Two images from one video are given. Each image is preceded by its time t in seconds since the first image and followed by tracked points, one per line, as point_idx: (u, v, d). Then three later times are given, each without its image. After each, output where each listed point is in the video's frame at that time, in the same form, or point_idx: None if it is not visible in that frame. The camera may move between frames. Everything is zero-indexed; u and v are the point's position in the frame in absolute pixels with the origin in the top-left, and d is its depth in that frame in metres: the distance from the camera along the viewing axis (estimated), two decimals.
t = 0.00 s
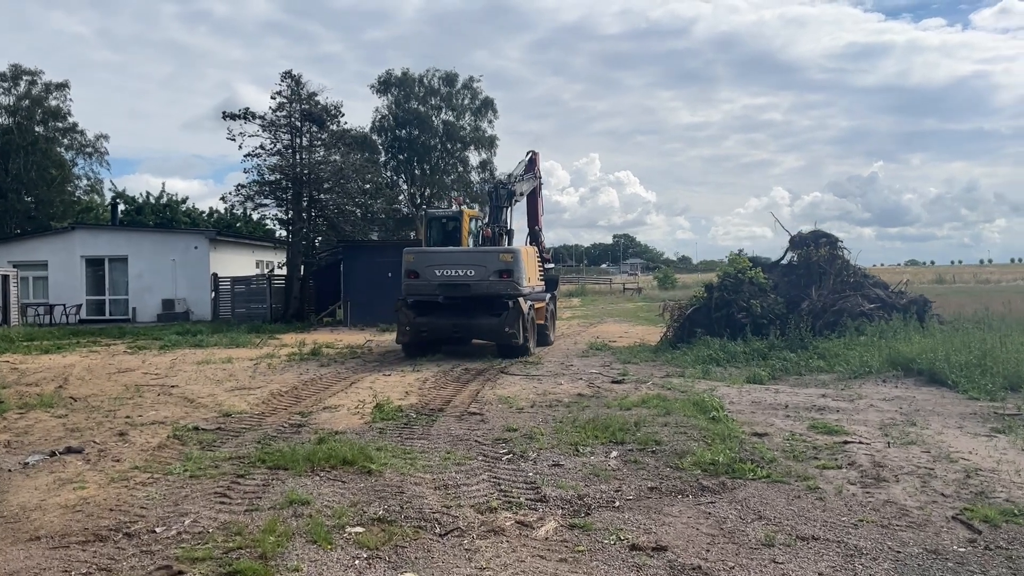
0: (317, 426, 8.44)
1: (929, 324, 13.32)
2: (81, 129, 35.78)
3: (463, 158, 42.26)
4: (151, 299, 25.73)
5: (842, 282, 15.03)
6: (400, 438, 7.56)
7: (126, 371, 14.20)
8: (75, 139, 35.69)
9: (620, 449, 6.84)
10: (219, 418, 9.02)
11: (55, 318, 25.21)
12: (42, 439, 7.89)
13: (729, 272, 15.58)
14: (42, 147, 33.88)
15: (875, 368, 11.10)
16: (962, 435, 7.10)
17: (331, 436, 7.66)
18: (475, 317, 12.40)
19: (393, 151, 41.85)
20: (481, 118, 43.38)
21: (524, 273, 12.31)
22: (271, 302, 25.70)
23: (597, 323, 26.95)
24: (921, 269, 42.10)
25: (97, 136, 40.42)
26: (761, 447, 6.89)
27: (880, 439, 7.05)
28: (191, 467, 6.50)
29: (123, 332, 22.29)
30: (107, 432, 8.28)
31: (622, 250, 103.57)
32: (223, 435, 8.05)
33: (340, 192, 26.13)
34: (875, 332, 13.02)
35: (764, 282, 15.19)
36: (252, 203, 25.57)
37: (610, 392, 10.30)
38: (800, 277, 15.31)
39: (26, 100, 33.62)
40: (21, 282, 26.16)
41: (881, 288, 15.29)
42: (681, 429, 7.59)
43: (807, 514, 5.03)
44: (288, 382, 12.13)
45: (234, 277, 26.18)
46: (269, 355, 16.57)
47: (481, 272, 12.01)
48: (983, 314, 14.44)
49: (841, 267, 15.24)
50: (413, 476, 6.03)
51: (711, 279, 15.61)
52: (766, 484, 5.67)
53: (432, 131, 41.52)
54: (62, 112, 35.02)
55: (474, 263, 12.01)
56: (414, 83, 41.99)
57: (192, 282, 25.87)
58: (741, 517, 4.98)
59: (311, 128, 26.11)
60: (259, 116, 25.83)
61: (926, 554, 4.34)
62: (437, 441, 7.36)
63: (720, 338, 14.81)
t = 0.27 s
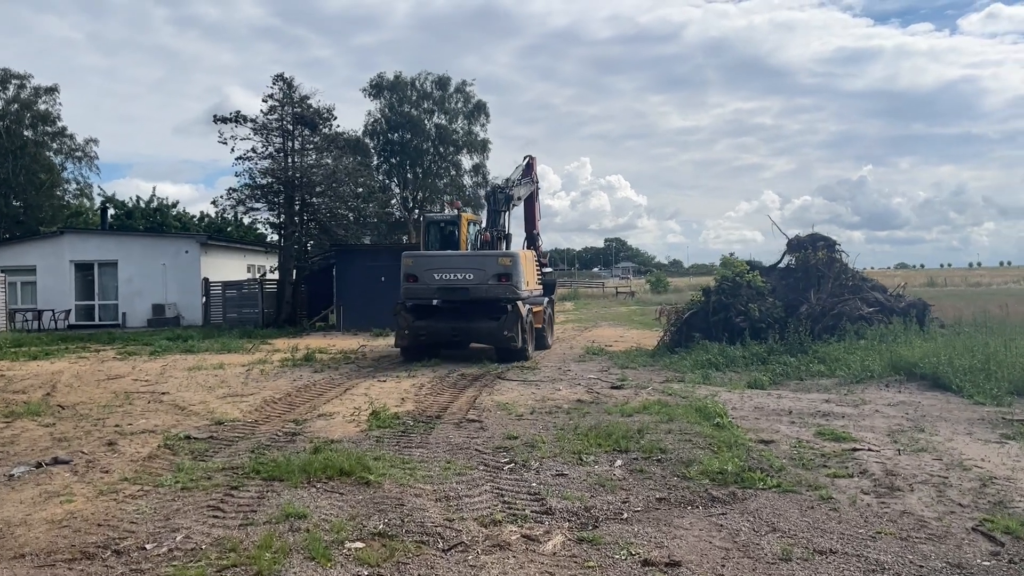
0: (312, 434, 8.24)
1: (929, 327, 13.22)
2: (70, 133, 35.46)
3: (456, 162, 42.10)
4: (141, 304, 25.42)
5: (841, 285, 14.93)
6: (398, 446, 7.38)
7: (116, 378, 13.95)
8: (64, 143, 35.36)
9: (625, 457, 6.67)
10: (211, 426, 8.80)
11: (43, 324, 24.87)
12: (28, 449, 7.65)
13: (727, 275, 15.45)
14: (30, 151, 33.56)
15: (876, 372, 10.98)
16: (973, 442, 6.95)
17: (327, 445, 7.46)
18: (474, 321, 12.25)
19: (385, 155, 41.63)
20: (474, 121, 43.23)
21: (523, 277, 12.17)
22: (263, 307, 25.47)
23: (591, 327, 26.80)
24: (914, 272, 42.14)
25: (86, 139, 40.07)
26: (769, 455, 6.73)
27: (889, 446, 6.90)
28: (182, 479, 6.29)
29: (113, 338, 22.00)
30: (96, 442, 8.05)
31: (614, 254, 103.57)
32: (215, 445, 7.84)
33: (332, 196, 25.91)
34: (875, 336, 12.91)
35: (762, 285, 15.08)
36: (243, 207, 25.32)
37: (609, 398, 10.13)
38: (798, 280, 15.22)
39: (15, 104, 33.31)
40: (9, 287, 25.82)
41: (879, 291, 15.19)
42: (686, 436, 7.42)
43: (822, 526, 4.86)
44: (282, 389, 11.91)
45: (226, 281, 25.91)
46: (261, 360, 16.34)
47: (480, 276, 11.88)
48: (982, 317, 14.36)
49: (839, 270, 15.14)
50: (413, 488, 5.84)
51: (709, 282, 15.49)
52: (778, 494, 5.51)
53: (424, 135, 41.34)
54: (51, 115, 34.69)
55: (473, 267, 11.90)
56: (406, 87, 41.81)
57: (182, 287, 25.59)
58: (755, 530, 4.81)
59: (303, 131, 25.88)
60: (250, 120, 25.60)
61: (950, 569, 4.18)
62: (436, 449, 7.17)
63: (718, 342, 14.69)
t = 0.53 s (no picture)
0: (308, 442, 8.05)
1: (930, 331, 13.14)
2: (61, 136, 35.16)
3: (450, 164, 42.03)
4: (132, 308, 25.15)
5: (841, 288, 14.84)
6: (397, 456, 7.20)
7: (106, 384, 13.71)
8: (54, 146, 35.05)
9: (631, 467, 6.50)
10: (204, 434, 8.60)
11: (33, 328, 24.55)
12: (15, 459, 7.44)
13: (726, 278, 15.35)
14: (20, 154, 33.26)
15: (879, 377, 10.88)
16: (985, 449, 6.81)
17: (324, 454, 7.28)
18: (474, 324, 12.12)
19: (379, 158, 41.43)
20: (468, 124, 43.09)
21: (523, 280, 12.05)
22: (256, 311, 25.31)
23: (587, 331, 26.67)
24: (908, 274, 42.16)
25: (77, 142, 39.74)
26: (778, 463, 6.58)
27: (899, 453, 6.76)
28: (175, 491, 6.09)
29: (103, 342, 21.73)
30: (86, 452, 7.84)
31: (607, 257, 103.54)
32: (209, 454, 7.64)
33: (326, 199, 25.70)
34: (876, 339, 12.83)
35: (761, 288, 14.98)
36: (235, 211, 25.09)
37: (610, 404, 9.98)
38: (797, 284, 15.15)
39: (5, 106, 33.02)
40: None
41: (880, 294, 15.11)
42: (692, 444, 7.28)
43: (840, 539, 4.70)
44: (276, 395, 11.71)
45: (218, 285, 25.68)
46: (254, 365, 16.13)
47: (480, 279, 11.76)
48: (982, 321, 14.29)
49: (839, 273, 15.03)
50: (415, 499, 5.66)
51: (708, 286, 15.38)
52: (791, 506, 5.35)
53: (418, 138, 41.17)
54: (41, 118, 34.39)
55: (473, 270, 11.80)
56: (400, 89, 41.62)
57: (174, 291, 25.33)
58: (772, 543, 4.65)
59: (296, 134, 25.67)
60: (243, 122, 25.38)
61: None
62: (436, 458, 7.00)
63: (717, 345, 14.59)
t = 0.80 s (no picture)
0: (308, 446, 7.86)
1: (933, 331, 13.05)
2: (51, 137, 34.85)
3: (444, 166, 41.83)
4: (124, 310, 24.86)
5: (842, 289, 14.74)
6: (400, 459, 7.02)
7: (99, 387, 13.47)
8: (44, 147, 34.72)
9: (641, 470, 6.34)
10: (201, 438, 8.41)
11: (23, 331, 24.22)
12: (6, 464, 7.22)
13: (727, 279, 15.24)
14: (10, 155, 32.91)
15: (885, 378, 10.76)
16: (1002, 451, 6.68)
17: (325, 458, 7.10)
18: (475, 325, 12.05)
19: (373, 159, 41.21)
20: (462, 125, 42.93)
21: (523, 281, 11.97)
22: (249, 313, 25.15)
23: (584, 332, 26.53)
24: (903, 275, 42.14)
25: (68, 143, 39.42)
26: (791, 466, 6.42)
27: (914, 456, 6.62)
28: (173, 496, 5.91)
29: (95, 345, 21.46)
30: (79, 456, 7.63)
31: (600, 258, 103.44)
32: (207, 458, 7.44)
33: (320, 200, 25.49)
34: (879, 340, 12.72)
35: (762, 289, 14.88)
36: (229, 212, 24.86)
37: (614, 406, 9.83)
38: (798, 284, 15.06)
39: None
40: None
41: (881, 295, 15.01)
42: (702, 446, 7.12)
43: (864, 545, 4.55)
44: (273, 397, 11.51)
45: (212, 287, 25.47)
46: (249, 368, 15.91)
47: (481, 280, 11.68)
48: (984, 321, 14.21)
49: (840, 274, 14.93)
50: (422, 504, 5.49)
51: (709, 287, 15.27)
52: (810, 510, 5.19)
53: (412, 139, 40.97)
54: (31, 119, 34.09)
55: (474, 271, 11.71)
56: (394, 90, 41.43)
57: (166, 292, 25.06)
58: (794, 549, 4.49)
59: (290, 134, 25.46)
60: (236, 122, 25.15)
61: None
62: (440, 462, 6.83)
63: (718, 347, 14.47)
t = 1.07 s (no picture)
0: (311, 451, 7.67)
1: (938, 334, 12.96)
2: (42, 138, 34.50)
3: (439, 167, 41.64)
4: (117, 312, 24.56)
5: (845, 290, 14.65)
6: (407, 465, 6.83)
7: (93, 390, 13.22)
8: (35, 148, 34.37)
9: (656, 476, 6.18)
10: (200, 443, 8.21)
11: (15, 333, 23.88)
12: None
13: (729, 280, 15.13)
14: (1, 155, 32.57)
15: (893, 380, 10.64)
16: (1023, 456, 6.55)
17: (329, 464, 6.92)
18: (479, 326, 12.17)
19: (367, 160, 40.99)
20: (457, 126, 42.76)
21: (526, 282, 11.98)
22: (244, 314, 24.95)
23: (582, 333, 26.40)
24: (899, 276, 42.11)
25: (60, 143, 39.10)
26: (809, 472, 6.27)
27: (934, 461, 6.48)
28: (175, 505, 5.71)
29: (88, 347, 21.18)
30: (76, 462, 7.42)
31: (593, 259, 103.32)
32: (208, 465, 7.24)
33: (316, 201, 25.28)
34: (884, 342, 12.63)
35: (765, 291, 14.79)
36: (223, 212, 24.63)
37: (621, 411, 9.68)
38: (801, 286, 14.96)
39: None
40: None
41: (885, 297, 14.92)
42: (716, 451, 6.97)
43: (896, 557, 4.39)
44: (272, 401, 11.30)
45: (206, 288, 25.22)
46: (246, 370, 15.69)
47: (484, 282, 11.68)
48: (989, 323, 14.13)
49: (843, 276, 14.84)
50: (434, 513, 5.32)
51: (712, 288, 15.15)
52: (835, 519, 5.05)
53: (407, 140, 40.78)
54: (22, 119, 33.75)
55: (477, 272, 11.71)
56: (389, 91, 41.26)
57: (160, 294, 24.80)
58: (825, 562, 4.33)
59: (286, 135, 25.24)
60: (231, 122, 24.93)
61: None
62: (449, 468, 6.66)
63: (722, 349, 14.35)
